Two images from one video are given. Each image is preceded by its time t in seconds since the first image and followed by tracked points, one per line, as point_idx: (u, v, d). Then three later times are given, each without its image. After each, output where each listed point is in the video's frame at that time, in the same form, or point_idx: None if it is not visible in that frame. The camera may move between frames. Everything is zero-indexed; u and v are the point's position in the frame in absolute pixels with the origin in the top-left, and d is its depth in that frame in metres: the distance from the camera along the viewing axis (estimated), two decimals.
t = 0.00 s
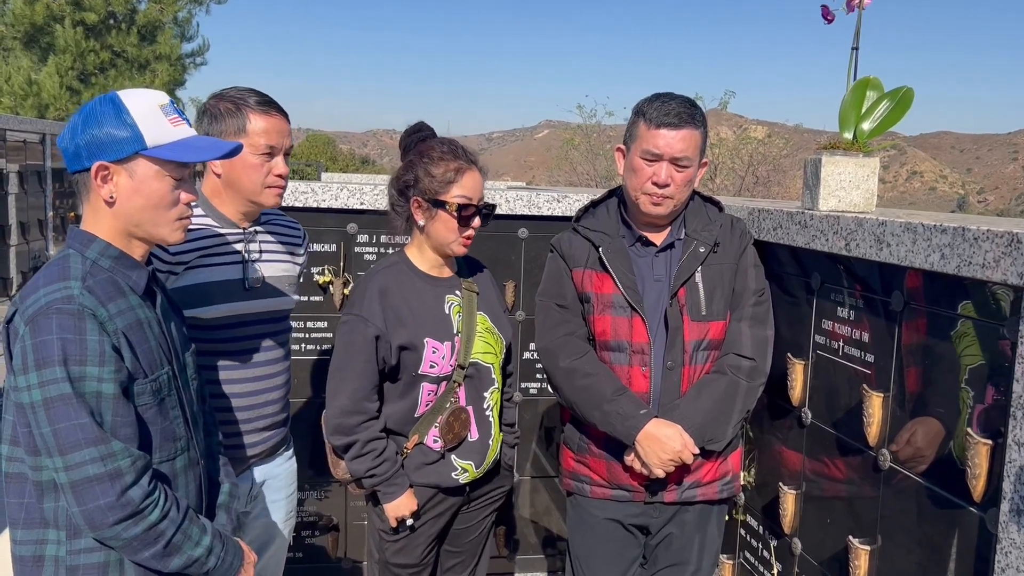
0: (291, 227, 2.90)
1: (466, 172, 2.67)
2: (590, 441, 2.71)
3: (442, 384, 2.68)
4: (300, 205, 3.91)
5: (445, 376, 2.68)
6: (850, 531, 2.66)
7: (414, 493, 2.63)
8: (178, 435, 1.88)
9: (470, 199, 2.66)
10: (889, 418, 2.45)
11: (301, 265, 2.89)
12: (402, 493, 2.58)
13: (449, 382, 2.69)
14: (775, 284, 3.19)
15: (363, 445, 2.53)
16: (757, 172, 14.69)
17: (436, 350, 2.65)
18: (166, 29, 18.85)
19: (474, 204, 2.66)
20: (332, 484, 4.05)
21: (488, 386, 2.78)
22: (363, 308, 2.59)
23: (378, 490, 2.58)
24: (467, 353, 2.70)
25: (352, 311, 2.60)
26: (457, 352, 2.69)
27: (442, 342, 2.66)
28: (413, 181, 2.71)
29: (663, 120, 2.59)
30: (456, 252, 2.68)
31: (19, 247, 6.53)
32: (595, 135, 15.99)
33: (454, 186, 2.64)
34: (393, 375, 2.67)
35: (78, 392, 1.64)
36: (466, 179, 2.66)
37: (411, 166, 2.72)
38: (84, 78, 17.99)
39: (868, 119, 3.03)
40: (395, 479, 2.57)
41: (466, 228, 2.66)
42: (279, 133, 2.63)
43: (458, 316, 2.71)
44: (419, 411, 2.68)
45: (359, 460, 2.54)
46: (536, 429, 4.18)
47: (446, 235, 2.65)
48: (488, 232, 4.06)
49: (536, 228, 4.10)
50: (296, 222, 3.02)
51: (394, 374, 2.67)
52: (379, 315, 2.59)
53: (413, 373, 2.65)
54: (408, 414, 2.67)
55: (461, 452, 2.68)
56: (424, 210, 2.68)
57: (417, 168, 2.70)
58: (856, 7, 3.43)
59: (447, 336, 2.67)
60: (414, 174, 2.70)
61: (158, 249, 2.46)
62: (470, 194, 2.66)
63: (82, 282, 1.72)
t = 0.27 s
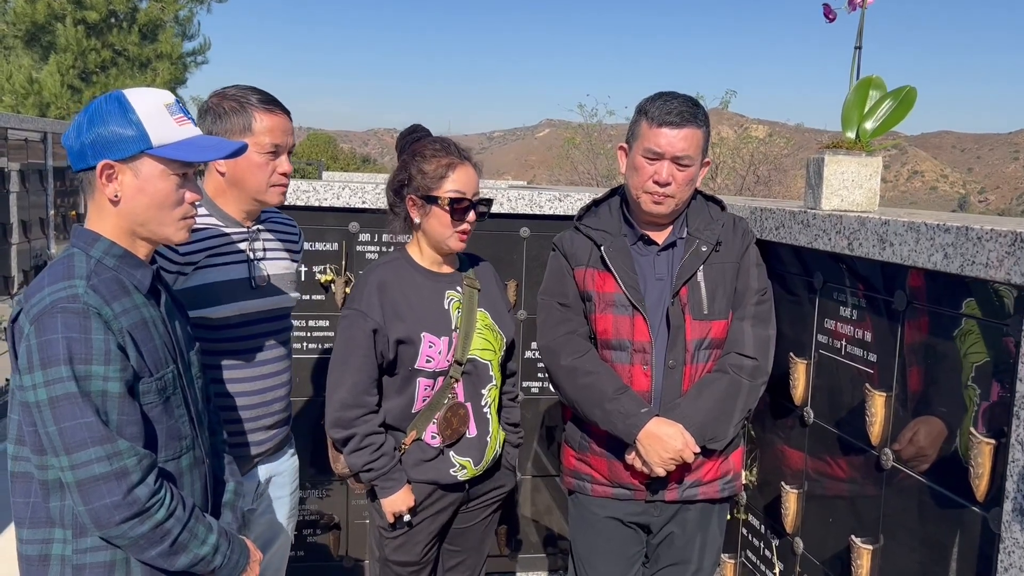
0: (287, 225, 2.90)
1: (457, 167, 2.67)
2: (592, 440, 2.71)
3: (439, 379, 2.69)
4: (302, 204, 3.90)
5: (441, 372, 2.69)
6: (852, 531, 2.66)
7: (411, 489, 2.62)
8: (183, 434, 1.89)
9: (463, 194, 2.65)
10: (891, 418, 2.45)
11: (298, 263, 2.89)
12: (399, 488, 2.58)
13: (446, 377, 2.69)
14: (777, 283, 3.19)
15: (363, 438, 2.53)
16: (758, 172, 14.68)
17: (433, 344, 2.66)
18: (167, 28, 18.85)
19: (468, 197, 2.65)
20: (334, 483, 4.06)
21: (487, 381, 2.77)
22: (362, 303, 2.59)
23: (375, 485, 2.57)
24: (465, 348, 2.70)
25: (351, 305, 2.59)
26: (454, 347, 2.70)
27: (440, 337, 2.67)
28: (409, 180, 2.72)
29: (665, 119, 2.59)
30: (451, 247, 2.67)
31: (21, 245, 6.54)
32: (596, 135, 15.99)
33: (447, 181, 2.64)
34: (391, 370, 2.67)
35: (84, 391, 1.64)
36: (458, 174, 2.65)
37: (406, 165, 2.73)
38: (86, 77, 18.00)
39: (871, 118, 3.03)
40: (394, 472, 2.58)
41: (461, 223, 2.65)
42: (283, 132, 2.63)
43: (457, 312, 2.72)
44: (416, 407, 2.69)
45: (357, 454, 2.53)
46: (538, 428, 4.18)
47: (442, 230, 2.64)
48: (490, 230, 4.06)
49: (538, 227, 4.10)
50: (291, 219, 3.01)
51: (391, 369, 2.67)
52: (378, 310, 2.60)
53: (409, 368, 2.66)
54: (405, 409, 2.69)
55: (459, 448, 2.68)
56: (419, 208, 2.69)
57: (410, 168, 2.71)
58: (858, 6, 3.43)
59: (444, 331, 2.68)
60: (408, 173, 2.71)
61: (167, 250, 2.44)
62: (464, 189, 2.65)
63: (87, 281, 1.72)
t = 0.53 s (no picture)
0: (291, 224, 2.90)
1: (453, 168, 2.66)
2: (594, 438, 2.71)
3: (433, 377, 2.69)
4: (304, 202, 3.90)
5: (436, 369, 2.69)
6: (856, 530, 2.66)
7: (405, 484, 2.63)
8: (188, 431, 1.88)
9: (457, 196, 2.63)
10: (895, 416, 2.45)
11: (300, 262, 2.89)
12: (392, 482, 2.60)
13: (441, 375, 2.69)
14: (780, 281, 3.18)
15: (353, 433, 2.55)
16: (759, 171, 14.68)
17: (425, 342, 2.66)
18: (169, 26, 18.86)
19: (461, 201, 2.64)
20: (336, 481, 4.05)
21: (484, 381, 2.75)
22: (356, 300, 2.60)
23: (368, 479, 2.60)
24: (461, 347, 2.69)
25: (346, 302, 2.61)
26: (448, 346, 2.69)
27: (433, 334, 2.67)
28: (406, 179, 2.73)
29: (667, 116, 2.59)
30: (445, 247, 2.67)
31: (23, 243, 6.55)
32: (598, 134, 15.98)
33: (440, 183, 2.63)
34: (386, 366, 2.68)
35: (89, 388, 1.64)
36: (453, 175, 2.64)
37: (404, 165, 2.74)
38: (87, 75, 18.01)
39: (875, 117, 3.03)
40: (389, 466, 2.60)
41: (452, 224, 2.64)
42: (285, 130, 2.62)
43: (454, 311, 2.72)
44: (411, 404, 2.69)
45: (350, 449, 2.56)
46: (540, 427, 4.18)
47: (434, 232, 2.66)
48: (492, 229, 4.06)
49: (540, 226, 4.10)
50: (295, 217, 3.01)
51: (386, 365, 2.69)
52: (371, 307, 2.61)
53: (404, 364, 2.67)
54: (399, 406, 2.69)
55: (456, 446, 2.67)
56: (414, 207, 2.71)
57: (406, 168, 2.71)
58: (862, 4, 3.42)
59: (438, 329, 2.68)
60: (405, 174, 2.72)
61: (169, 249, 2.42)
62: (458, 191, 2.64)
63: (91, 279, 1.72)
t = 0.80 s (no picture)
0: (294, 222, 2.90)
1: (453, 163, 2.67)
2: (594, 434, 2.71)
3: (431, 377, 2.69)
4: (306, 200, 3.90)
5: (433, 369, 2.69)
6: (858, 529, 2.65)
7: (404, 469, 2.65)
8: (192, 430, 1.89)
9: (459, 190, 2.64)
10: (897, 415, 2.45)
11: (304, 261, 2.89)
12: (391, 463, 2.62)
13: (437, 376, 2.69)
14: (782, 281, 3.18)
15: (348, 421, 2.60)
16: (761, 170, 14.67)
17: (421, 343, 2.66)
18: (170, 25, 18.86)
19: (462, 194, 2.64)
20: (337, 480, 4.06)
21: (480, 381, 2.74)
22: (352, 300, 2.63)
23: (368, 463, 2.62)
24: (458, 348, 2.68)
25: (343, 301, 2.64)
26: (445, 345, 2.69)
27: (428, 335, 2.67)
28: (405, 178, 2.74)
29: (670, 113, 2.58)
30: (447, 242, 2.66)
31: (25, 241, 6.56)
32: (599, 133, 15.97)
33: (441, 177, 2.64)
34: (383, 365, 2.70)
35: (92, 386, 1.64)
36: (453, 170, 2.65)
37: (403, 164, 2.75)
38: (89, 74, 18.02)
39: (877, 116, 3.03)
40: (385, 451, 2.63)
41: (454, 219, 2.64)
42: (287, 130, 2.62)
43: (452, 311, 2.72)
44: (406, 402, 2.70)
45: (346, 435, 2.61)
46: (541, 426, 4.18)
47: (436, 226, 2.64)
48: (494, 228, 4.06)
49: (542, 225, 4.10)
50: (299, 216, 3.02)
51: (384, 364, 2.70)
52: (366, 308, 2.63)
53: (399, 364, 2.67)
54: (395, 403, 2.70)
55: (451, 445, 2.67)
56: (414, 205, 2.71)
57: (406, 165, 2.72)
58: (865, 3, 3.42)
59: (433, 329, 2.68)
60: (405, 172, 2.74)
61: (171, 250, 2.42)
62: (459, 185, 2.65)
63: (95, 277, 1.72)
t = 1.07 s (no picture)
0: (298, 222, 2.90)
1: (454, 161, 2.68)
2: (594, 430, 2.70)
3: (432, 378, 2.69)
4: (308, 199, 3.90)
5: (435, 371, 2.69)
6: (860, 529, 2.65)
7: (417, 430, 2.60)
8: (194, 428, 1.88)
9: (463, 187, 2.65)
10: (900, 414, 2.44)
11: (307, 260, 2.89)
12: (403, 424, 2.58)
13: (439, 378, 2.68)
14: (785, 280, 3.18)
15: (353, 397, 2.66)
16: (763, 169, 14.65)
17: (422, 346, 2.66)
18: (173, 24, 18.87)
19: (465, 191, 2.65)
20: (339, 479, 4.06)
21: (481, 382, 2.73)
22: (349, 304, 2.66)
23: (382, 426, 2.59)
24: (459, 349, 2.68)
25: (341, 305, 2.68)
26: (446, 347, 2.68)
27: (429, 339, 2.67)
28: (405, 177, 2.74)
29: (674, 109, 2.58)
30: (450, 241, 2.66)
31: (28, 240, 6.57)
32: (601, 132, 15.96)
33: (443, 175, 2.64)
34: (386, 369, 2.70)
35: (95, 383, 1.64)
36: (454, 169, 2.66)
37: (403, 163, 2.75)
38: (91, 73, 18.04)
39: (880, 115, 3.02)
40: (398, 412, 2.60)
41: (458, 216, 2.64)
42: (289, 128, 2.61)
43: (452, 312, 2.71)
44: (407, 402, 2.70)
45: (355, 415, 2.65)
46: (542, 425, 4.17)
47: (440, 224, 2.64)
48: (496, 227, 4.06)
49: (544, 224, 4.09)
50: (303, 216, 3.02)
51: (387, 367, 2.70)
52: (362, 311, 2.65)
53: (400, 369, 2.68)
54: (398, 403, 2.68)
55: (454, 446, 2.67)
56: (416, 204, 2.69)
57: (407, 164, 2.71)
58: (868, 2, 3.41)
59: (434, 332, 2.67)
60: (405, 171, 2.73)
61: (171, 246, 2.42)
62: (461, 182, 2.66)
63: (98, 275, 1.72)
